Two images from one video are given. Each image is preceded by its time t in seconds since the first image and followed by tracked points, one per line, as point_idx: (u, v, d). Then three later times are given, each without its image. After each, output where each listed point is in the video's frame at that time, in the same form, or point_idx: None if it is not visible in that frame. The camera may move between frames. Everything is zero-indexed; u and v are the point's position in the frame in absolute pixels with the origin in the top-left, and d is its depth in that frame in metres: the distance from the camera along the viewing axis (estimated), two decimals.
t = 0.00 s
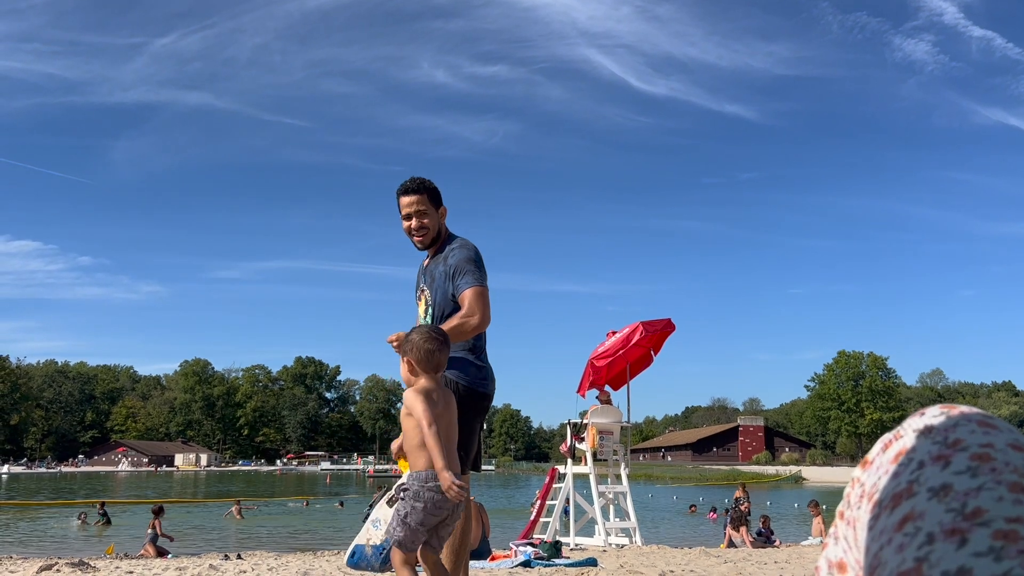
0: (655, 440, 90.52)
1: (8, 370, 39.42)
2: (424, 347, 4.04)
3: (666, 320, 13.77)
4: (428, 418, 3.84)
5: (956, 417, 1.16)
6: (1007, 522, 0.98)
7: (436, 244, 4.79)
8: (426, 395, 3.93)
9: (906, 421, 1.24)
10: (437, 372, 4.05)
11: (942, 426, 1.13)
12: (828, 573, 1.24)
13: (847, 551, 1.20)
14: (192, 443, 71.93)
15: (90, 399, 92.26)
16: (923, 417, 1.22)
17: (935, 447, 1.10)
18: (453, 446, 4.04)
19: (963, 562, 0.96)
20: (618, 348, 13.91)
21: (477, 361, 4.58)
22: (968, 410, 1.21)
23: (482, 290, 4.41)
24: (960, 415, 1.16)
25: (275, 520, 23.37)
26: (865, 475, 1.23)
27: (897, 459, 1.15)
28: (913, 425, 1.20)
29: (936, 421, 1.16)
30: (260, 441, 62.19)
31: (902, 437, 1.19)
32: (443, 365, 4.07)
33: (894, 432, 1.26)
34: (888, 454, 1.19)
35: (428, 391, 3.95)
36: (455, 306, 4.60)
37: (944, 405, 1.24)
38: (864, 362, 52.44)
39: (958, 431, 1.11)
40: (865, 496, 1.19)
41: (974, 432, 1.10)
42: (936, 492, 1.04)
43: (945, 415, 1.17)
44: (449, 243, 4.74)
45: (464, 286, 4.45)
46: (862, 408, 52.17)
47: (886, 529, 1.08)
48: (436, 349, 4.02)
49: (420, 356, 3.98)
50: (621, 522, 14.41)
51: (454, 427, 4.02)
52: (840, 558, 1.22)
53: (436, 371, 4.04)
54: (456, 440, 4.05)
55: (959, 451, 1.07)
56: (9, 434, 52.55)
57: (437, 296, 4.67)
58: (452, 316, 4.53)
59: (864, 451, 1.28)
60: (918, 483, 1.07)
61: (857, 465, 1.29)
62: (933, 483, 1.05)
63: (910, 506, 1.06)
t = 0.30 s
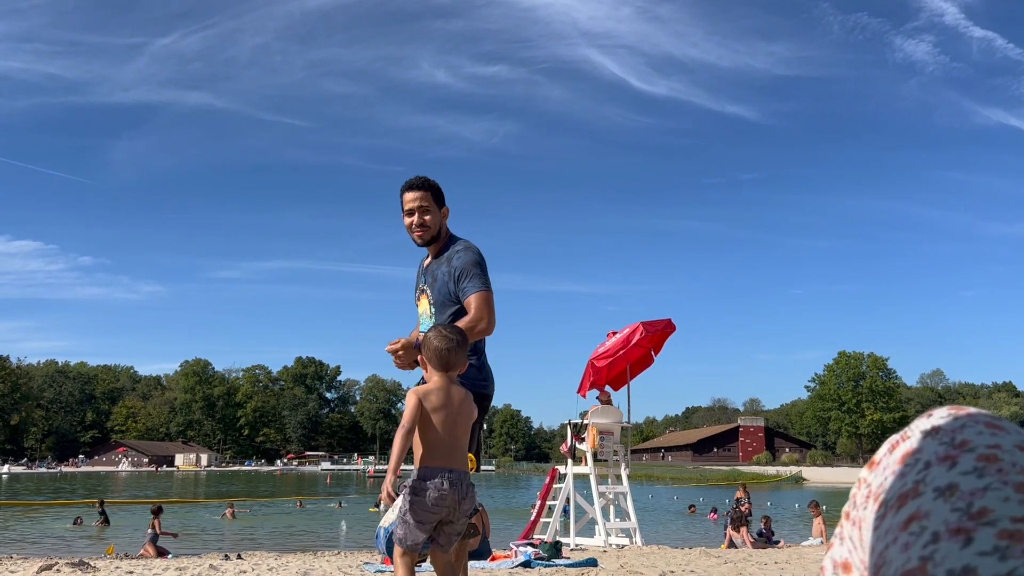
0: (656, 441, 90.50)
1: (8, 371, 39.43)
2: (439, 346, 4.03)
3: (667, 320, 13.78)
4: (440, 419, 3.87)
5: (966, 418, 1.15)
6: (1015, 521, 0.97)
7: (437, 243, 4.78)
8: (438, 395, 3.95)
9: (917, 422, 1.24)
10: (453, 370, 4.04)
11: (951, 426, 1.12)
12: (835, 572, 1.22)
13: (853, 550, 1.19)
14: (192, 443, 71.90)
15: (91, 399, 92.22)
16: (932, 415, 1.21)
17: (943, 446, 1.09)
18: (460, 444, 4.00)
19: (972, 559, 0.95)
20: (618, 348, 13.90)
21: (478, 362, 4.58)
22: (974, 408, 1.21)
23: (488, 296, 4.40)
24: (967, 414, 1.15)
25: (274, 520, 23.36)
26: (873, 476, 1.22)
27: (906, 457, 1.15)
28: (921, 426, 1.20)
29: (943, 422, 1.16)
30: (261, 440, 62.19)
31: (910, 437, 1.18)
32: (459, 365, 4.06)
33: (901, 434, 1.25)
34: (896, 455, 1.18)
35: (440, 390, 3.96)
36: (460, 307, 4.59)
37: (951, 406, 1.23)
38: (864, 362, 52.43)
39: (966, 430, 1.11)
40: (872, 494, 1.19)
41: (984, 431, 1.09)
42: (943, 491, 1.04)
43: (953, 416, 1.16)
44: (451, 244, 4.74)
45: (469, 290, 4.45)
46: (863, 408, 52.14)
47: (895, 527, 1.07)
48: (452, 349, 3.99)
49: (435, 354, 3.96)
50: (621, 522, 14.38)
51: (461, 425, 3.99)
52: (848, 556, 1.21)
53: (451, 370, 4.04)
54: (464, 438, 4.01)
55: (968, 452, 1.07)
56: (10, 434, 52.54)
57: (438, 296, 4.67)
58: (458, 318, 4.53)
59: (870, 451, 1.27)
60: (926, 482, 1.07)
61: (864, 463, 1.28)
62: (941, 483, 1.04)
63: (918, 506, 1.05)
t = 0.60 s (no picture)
0: (656, 442, 90.42)
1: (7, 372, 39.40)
2: (434, 346, 3.99)
3: (667, 321, 13.78)
4: (431, 420, 3.84)
5: (980, 422, 1.15)
6: None
7: (438, 245, 4.77)
8: (433, 393, 3.92)
9: (933, 425, 1.23)
10: (448, 371, 4.01)
11: (965, 429, 1.13)
12: (847, 572, 1.22)
13: (867, 554, 1.19)
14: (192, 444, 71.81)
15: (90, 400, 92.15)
16: (950, 421, 1.20)
17: (960, 452, 1.09)
18: (453, 446, 3.94)
19: (994, 563, 0.94)
20: (618, 350, 13.89)
21: (478, 365, 4.58)
22: (988, 413, 1.20)
23: (487, 296, 4.41)
24: (984, 422, 1.14)
25: (273, 522, 23.32)
26: (890, 477, 1.21)
27: (919, 458, 1.15)
28: (937, 429, 1.19)
29: (961, 423, 1.15)
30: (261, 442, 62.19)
31: (928, 441, 1.17)
32: (456, 365, 4.03)
33: (921, 436, 1.24)
34: (912, 459, 1.17)
35: (436, 390, 3.93)
36: (460, 308, 4.58)
37: (968, 411, 1.22)
38: (864, 363, 52.38)
39: (981, 433, 1.11)
40: (886, 497, 1.19)
41: (1005, 438, 1.08)
42: (961, 494, 1.04)
43: (971, 420, 1.15)
44: (452, 245, 4.74)
45: (469, 290, 4.45)
46: (863, 410, 52.08)
47: (911, 528, 1.07)
48: (446, 347, 3.96)
49: (430, 352, 3.94)
50: (621, 524, 14.38)
51: (451, 425, 3.93)
52: (863, 559, 1.20)
53: (448, 369, 4.00)
54: (456, 437, 3.95)
55: (985, 455, 1.07)
56: (10, 435, 52.51)
57: (438, 299, 4.66)
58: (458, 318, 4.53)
59: (887, 456, 1.26)
60: (942, 483, 1.07)
61: (879, 467, 1.27)
62: (958, 485, 1.05)
63: (937, 508, 1.04)
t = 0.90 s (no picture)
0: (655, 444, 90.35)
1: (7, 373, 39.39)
2: (419, 350, 3.97)
3: (666, 323, 13.79)
4: (416, 426, 3.83)
5: (985, 424, 1.13)
6: None
7: (436, 251, 4.77)
8: (418, 396, 3.91)
9: (932, 429, 1.23)
10: (434, 375, 3.99)
11: (966, 432, 1.12)
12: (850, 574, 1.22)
13: (868, 556, 1.19)
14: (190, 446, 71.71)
15: (89, 402, 92.02)
16: (950, 422, 1.20)
17: (962, 453, 1.09)
18: (444, 450, 3.91)
19: (992, 560, 0.95)
20: (618, 352, 13.91)
21: (480, 367, 4.59)
22: (991, 415, 1.20)
23: (484, 299, 4.40)
24: (988, 422, 1.14)
25: (270, 524, 23.27)
26: (890, 481, 1.21)
27: (920, 462, 1.14)
28: (939, 432, 1.18)
29: (960, 426, 1.16)
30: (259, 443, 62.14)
31: (928, 444, 1.17)
32: (441, 368, 4.02)
33: (920, 439, 1.24)
34: (914, 460, 1.17)
35: (420, 394, 3.92)
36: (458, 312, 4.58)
37: (971, 414, 1.22)
38: (863, 366, 52.42)
39: (985, 437, 1.10)
40: (889, 500, 1.18)
41: (1004, 440, 1.08)
42: (966, 496, 1.03)
43: (972, 422, 1.15)
44: (451, 249, 4.73)
45: (467, 293, 4.45)
46: (862, 412, 52.10)
47: (915, 533, 1.06)
48: (431, 350, 3.95)
49: (414, 357, 3.92)
50: (621, 526, 14.35)
51: (438, 429, 3.90)
52: (860, 560, 1.21)
53: (434, 372, 3.99)
54: (445, 441, 3.91)
55: (990, 457, 1.06)
56: (8, 436, 52.44)
57: (436, 305, 4.66)
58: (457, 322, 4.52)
59: (886, 458, 1.26)
60: (944, 488, 1.07)
61: (880, 471, 1.27)
62: (960, 489, 1.04)
63: (941, 510, 1.04)
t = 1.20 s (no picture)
0: (654, 446, 90.26)
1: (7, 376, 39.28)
2: (411, 353, 3.97)
3: (665, 326, 13.81)
4: (407, 430, 3.84)
5: (945, 420, 1.14)
6: (991, 524, 0.98)
7: (434, 258, 4.79)
8: (410, 400, 3.92)
9: (894, 426, 1.24)
10: (428, 376, 4.01)
11: (931, 429, 1.11)
12: None
13: (836, 555, 1.20)
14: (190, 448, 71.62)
15: (88, 403, 91.84)
16: (908, 420, 1.21)
17: (922, 450, 1.09)
18: (441, 452, 3.91)
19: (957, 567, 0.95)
20: (617, 354, 13.92)
21: (483, 370, 4.61)
22: (957, 412, 1.20)
23: (488, 305, 4.42)
24: (948, 419, 1.14)
25: (269, 526, 23.27)
26: (857, 480, 1.21)
27: (889, 461, 1.14)
28: (899, 429, 1.19)
29: (927, 422, 1.15)
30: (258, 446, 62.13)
31: (889, 441, 1.18)
32: (433, 369, 4.04)
33: (884, 434, 1.25)
34: (877, 458, 1.17)
35: (412, 396, 3.93)
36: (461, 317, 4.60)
37: (932, 408, 1.23)
38: (863, 369, 52.46)
39: (941, 431, 1.10)
40: (853, 501, 1.19)
41: (963, 434, 1.08)
42: (926, 496, 1.04)
43: (933, 419, 1.15)
44: (449, 256, 4.75)
45: (470, 300, 4.46)
46: (861, 415, 52.15)
47: (880, 535, 1.07)
48: (421, 353, 3.96)
49: (406, 362, 3.92)
50: (619, 529, 14.37)
51: (431, 431, 3.90)
52: (830, 559, 1.22)
53: (427, 374, 4.01)
54: (441, 444, 3.90)
55: (951, 454, 1.06)
56: (8, 439, 52.33)
57: (438, 311, 4.69)
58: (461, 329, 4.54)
59: (851, 458, 1.27)
60: (907, 487, 1.07)
61: (845, 469, 1.28)
62: (923, 488, 1.04)
63: (902, 512, 1.05)
